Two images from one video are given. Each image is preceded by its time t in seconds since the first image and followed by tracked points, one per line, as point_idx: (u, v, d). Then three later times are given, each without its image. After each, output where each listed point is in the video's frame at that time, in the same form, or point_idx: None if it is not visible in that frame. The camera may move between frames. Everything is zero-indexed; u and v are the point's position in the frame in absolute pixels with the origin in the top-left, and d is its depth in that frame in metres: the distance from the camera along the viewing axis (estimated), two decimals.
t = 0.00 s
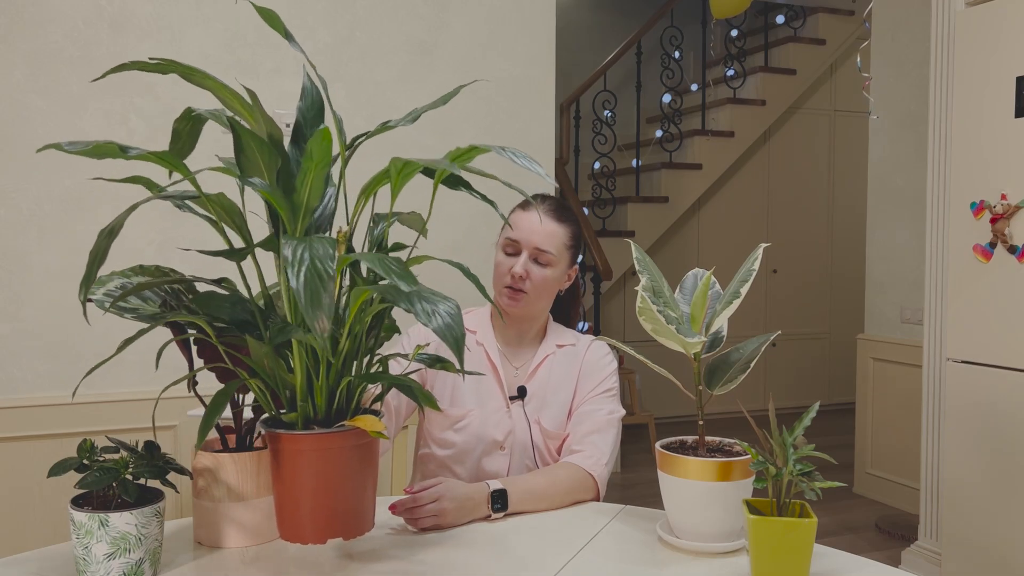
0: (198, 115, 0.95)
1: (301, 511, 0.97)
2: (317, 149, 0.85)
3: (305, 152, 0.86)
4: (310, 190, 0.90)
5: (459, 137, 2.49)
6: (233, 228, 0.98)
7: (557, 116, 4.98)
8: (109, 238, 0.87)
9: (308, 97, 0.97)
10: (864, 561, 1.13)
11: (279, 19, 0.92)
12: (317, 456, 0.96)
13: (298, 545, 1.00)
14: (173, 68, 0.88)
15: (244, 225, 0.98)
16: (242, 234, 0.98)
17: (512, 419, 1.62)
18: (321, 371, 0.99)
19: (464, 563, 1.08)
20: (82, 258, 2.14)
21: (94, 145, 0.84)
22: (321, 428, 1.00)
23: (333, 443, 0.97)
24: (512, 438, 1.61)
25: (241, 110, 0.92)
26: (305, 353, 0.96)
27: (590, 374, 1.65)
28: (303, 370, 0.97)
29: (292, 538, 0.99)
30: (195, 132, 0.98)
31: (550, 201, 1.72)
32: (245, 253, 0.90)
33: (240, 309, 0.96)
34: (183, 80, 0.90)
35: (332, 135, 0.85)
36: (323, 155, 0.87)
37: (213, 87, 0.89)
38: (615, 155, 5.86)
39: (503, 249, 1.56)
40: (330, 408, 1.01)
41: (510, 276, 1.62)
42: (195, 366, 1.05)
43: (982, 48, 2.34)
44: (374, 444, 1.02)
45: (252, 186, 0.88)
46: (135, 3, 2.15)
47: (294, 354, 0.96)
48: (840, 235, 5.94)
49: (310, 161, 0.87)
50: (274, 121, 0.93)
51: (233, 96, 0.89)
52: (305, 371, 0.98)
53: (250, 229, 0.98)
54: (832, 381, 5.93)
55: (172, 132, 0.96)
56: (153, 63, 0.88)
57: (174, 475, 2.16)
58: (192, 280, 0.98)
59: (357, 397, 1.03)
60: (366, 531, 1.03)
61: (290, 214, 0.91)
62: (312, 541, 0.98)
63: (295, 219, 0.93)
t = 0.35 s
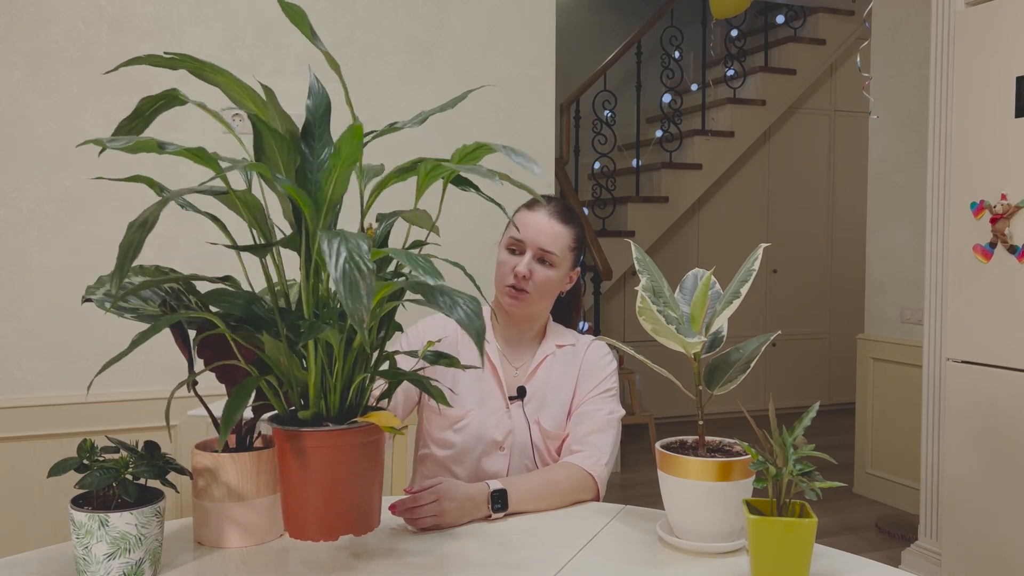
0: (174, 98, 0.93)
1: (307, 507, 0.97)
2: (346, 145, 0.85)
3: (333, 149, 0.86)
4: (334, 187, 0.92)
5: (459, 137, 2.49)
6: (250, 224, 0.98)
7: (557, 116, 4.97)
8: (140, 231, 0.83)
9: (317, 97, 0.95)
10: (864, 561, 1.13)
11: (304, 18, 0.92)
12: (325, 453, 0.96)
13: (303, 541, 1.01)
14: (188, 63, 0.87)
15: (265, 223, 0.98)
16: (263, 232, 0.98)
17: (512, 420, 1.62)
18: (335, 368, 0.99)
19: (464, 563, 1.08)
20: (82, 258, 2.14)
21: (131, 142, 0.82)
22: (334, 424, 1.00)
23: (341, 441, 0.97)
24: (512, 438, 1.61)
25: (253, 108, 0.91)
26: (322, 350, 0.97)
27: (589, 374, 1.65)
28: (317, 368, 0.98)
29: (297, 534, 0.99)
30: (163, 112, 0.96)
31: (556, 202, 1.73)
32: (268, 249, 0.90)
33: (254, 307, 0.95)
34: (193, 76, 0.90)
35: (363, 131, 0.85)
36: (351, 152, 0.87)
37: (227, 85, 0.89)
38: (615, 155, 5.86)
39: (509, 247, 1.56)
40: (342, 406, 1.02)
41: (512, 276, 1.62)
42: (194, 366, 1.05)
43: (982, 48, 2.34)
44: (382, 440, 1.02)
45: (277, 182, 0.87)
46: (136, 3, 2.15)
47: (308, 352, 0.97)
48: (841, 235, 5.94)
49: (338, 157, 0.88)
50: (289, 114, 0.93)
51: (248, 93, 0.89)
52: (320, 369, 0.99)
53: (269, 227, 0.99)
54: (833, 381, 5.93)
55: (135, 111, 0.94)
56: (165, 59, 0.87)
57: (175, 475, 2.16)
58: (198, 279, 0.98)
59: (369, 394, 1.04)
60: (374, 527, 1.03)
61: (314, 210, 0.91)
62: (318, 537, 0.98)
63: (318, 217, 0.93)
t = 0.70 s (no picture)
0: (178, 106, 0.92)
1: (314, 512, 0.97)
2: (357, 156, 0.84)
3: (343, 159, 0.85)
4: (343, 195, 0.91)
5: (459, 137, 2.49)
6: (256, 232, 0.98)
7: (557, 116, 4.97)
8: (171, 249, 0.78)
9: (317, 100, 0.95)
10: (864, 561, 1.13)
11: (309, 22, 0.89)
12: (331, 459, 0.96)
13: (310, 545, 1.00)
14: (188, 69, 0.86)
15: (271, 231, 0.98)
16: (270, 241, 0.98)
17: (512, 420, 1.62)
18: (342, 374, 1.00)
19: (464, 563, 1.08)
20: (81, 258, 2.14)
21: (178, 156, 0.80)
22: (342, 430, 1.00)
23: (347, 446, 0.97)
24: (512, 439, 1.61)
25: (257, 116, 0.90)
26: (328, 357, 0.97)
27: (590, 374, 1.66)
28: (324, 375, 0.98)
29: (304, 539, 0.99)
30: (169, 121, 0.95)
31: (559, 203, 1.73)
32: (278, 260, 0.88)
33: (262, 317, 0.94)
34: (194, 81, 0.88)
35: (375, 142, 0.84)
36: (360, 164, 0.86)
37: (229, 93, 0.88)
38: (615, 155, 5.86)
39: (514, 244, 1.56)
40: (349, 411, 1.02)
41: (516, 273, 1.61)
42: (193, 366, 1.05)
43: (982, 48, 2.34)
44: (387, 444, 1.03)
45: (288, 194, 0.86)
46: (136, 3, 2.15)
47: (316, 360, 0.97)
48: (841, 235, 5.94)
49: (346, 168, 0.86)
50: (290, 121, 0.93)
51: (251, 101, 0.88)
52: (326, 376, 0.99)
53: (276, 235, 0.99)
54: (833, 381, 5.93)
55: (143, 121, 0.93)
56: (166, 65, 0.85)
57: (175, 475, 2.16)
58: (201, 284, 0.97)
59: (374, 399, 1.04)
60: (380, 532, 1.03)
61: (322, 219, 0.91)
62: (325, 542, 0.98)
63: (326, 226, 0.92)
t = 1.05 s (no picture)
0: (166, 109, 0.92)
1: (313, 519, 0.97)
2: (350, 166, 0.85)
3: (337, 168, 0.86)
4: (338, 207, 0.90)
5: (459, 137, 2.49)
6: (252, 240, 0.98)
7: (557, 116, 4.97)
8: (159, 262, 0.78)
9: (311, 107, 0.98)
10: (864, 561, 1.13)
11: (298, 32, 0.90)
12: (329, 466, 0.96)
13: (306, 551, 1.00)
14: (184, 79, 0.85)
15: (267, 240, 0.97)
16: (265, 250, 0.97)
17: (512, 421, 1.61)
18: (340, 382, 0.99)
19: (465, 563, 1.08)
20: (81, 258, 2.14)
21: (155, 176, 0.88)
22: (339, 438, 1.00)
23: (345, 454, 0.97)
24: (512, 440, 1.61)
25: (253, 125, 0.89)
26: (325, 367, 0.96)
27: (589, 375, 1.65)
28: (321, 383, 0.98)
29: (301, 545, 0.98)
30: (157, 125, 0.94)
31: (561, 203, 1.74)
32: (273, 269, 0.88)
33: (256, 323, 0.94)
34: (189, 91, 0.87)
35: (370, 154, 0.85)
36: (356, 173, 0.86)
37: (225, 103, 0.87)
38: (615, 155, 5.87)
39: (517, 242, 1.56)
40: (346, 418, 1.02)
41: (518, 272, 1.61)
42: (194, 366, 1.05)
43: (982, 48, 2.34)
44: (384, 450, 1.02)
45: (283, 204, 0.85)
46: (136, 2, 2.15)
47: (313, 369, 0.96)
48: (841, 235, 5.94)
49: (341, 177, 0.87)
50: (288, 130, 0.92)
51: (247, 112, 0.87)
52: (323, 384, 0.98)
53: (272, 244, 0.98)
54: (833, 381, 5.93)
55: (127, 125, 0.92)
56: (161, 74, 0.84)
57: (174, 475, 2.16)
58: (200, 291, 0.97)
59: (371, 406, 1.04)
60: (376, 538, 1.04)
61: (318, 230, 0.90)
62: (323, 548, 0.97)
63: (323, 236, 0.92)
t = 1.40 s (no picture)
0: (202, 99, 0.91)
1: (338, 513, 0.97)
2: (405, 158, 0.84)
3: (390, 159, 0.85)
4: (386, 197, 0.90)
5: (459, 138, 2.49)
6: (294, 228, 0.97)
7: (557, 116, 4.96)
8: (225, 239, 0.78)
9: (352, 102, 0.96)
10: (864, 561, 1.13)
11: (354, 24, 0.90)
12: (362, 459, 0.97)
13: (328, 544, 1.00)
14: (231, 64, 0.85)
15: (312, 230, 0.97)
16: (309, 239, 0.97)
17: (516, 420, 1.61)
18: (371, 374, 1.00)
19: (466, 562, 1.08)
20: (81, 258, 2.14)
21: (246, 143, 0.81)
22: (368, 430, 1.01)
23: (378, 446, 0.97)
24: (515, 439, 1.61)
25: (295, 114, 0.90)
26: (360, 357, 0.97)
27: (594, 375, 1.66)
28: (353, 374, 0.99)
29: (324, 538, 0.99)
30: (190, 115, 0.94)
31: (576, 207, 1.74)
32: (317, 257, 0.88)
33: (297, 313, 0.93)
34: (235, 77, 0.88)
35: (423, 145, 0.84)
36: (407, 165, 0.86)
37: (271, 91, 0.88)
38: (615, 155, 5.87)
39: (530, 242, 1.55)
40: (374, 409, 1.03)
41: (530, 271, 1.61)
42: (194, 367, 1.04)
43: (982, 48, 2.34)
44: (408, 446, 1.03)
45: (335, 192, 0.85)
46: (136, 2, 2.15)
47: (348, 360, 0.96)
48: (841, 235, 5.94)
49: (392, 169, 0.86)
50: (333, 120, 0.94)
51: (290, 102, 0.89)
52: (356, 375, 0.99)
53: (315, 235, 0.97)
54: (833, 381, 5.93)
55: (161, 115, 0.92)
56: (211, 59, 0.85)
57: (175, 475, 2.16)
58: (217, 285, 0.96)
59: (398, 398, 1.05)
60: (394, 534, 1.04)
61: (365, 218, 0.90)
62: (347, 542, 0.98)
63: (368, 225, 0.92)
